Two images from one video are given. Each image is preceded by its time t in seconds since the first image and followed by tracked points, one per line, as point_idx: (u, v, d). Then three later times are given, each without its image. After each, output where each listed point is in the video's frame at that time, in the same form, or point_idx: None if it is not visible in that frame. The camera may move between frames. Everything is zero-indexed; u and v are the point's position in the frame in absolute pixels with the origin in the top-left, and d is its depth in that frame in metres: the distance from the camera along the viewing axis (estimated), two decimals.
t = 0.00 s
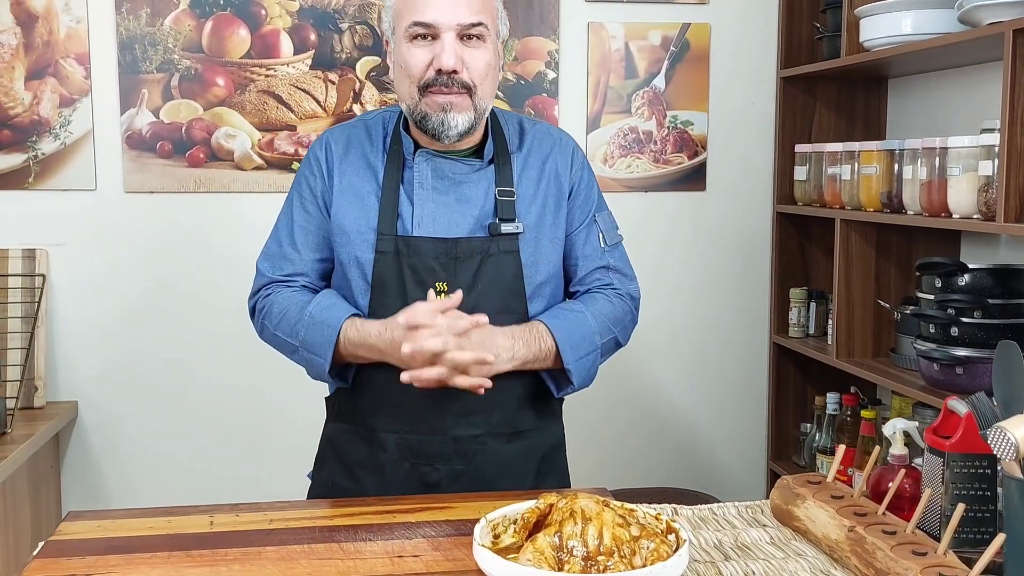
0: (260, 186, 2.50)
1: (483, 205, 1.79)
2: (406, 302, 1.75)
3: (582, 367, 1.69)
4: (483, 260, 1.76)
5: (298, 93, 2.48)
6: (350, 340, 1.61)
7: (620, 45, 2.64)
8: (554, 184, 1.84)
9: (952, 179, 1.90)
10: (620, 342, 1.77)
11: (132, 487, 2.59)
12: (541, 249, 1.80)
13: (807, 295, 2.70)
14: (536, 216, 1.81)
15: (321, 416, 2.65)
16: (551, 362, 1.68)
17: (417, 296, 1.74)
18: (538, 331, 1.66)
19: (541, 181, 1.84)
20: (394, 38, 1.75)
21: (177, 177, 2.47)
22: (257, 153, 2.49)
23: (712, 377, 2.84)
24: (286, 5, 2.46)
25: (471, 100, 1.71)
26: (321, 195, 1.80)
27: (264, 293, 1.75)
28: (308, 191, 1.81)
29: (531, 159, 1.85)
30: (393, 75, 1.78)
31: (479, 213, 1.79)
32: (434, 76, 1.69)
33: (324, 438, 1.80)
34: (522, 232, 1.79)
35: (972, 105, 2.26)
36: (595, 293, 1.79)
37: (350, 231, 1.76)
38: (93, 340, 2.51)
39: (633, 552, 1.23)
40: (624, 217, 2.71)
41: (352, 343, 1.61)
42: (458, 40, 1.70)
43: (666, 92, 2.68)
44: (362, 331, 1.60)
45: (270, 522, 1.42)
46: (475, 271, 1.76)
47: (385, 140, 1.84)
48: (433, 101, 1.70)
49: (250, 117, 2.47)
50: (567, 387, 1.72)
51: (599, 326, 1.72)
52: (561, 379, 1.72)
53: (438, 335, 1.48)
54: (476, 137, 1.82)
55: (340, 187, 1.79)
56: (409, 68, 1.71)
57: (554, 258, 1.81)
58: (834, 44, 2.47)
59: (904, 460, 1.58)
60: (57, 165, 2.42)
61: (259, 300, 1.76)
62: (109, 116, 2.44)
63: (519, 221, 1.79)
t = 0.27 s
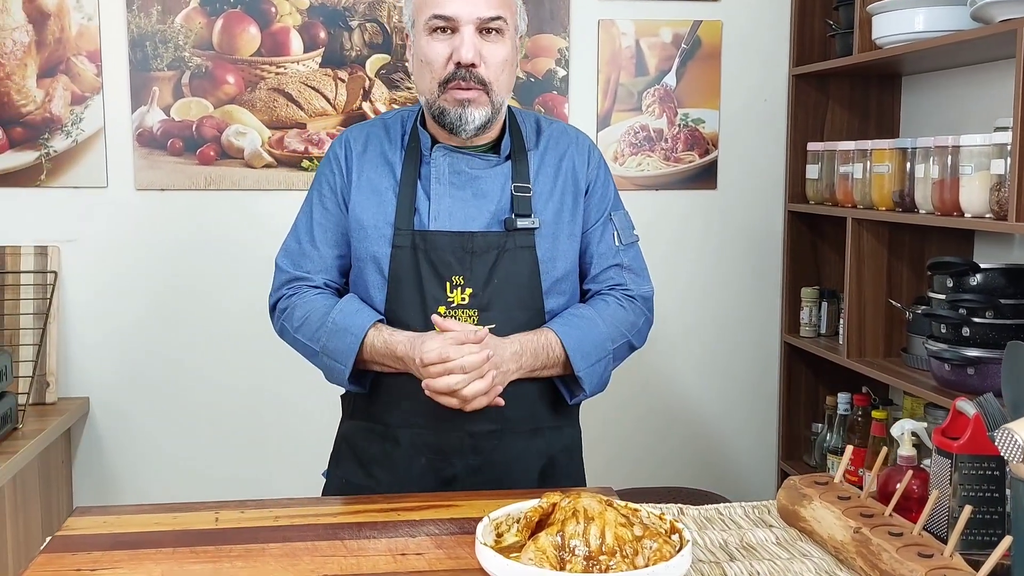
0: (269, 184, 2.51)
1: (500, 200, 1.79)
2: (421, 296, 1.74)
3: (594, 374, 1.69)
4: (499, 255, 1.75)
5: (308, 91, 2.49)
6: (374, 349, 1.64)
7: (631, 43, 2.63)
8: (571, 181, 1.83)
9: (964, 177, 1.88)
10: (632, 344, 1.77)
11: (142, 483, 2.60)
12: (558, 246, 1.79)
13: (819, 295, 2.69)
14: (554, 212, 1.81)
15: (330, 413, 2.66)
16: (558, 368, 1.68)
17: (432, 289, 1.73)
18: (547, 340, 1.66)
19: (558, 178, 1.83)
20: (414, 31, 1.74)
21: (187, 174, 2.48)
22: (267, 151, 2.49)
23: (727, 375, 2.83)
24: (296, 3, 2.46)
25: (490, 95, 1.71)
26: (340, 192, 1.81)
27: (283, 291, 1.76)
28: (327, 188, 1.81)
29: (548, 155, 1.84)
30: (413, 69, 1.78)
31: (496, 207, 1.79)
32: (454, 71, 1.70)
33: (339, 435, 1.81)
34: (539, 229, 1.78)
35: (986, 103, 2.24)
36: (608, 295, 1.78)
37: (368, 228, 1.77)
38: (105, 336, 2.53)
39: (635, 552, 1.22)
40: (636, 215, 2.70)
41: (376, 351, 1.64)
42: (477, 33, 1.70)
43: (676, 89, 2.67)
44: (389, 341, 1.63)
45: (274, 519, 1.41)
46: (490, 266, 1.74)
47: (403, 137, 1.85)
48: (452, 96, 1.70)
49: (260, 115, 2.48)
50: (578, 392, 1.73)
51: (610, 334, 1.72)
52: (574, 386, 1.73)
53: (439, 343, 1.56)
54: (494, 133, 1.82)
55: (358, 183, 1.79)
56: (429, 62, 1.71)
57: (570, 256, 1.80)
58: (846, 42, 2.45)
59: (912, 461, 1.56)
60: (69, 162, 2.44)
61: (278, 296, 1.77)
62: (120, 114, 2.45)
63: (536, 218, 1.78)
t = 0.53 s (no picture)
0: (277, 181, 2.51)
1: (514, 194, 1.78)
2: (432, 287, 1.74)
3: (601, 370, 1.68)
4: (511, 248, 1.74)
5: (315, 88, 2.49)
6: (385, 337, 1.64)
7: (639, 40, 2.61)
8: (584, 179, 1.83)
9: (973, 175, 1.86)
10: (642, 343, 1.76)
11: (150, 479, 2.61)
12: (569, 241, 1.79)
13: (828, 293, 2.67)
14: (566, 208, 1.81)
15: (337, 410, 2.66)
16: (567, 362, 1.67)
17: (444, 279, 1.73)
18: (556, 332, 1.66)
19: (572, 175, 1.83)
20: (426, 31, 1.73)
21: (195, 171, 2.48)
22: (274, 148, 2.49)
23: (738, 372, 2.83)
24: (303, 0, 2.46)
25: (504, 93, 1.71)
26: (354, 184, 1.81)
27: (295, 279, 1.76)
28: (341, 179, 1.82)
29: (563, 153, 1.85)
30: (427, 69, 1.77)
31: (509, 201, 1.78)
32: (466, 73, 1.69)
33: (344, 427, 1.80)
34: (551, 223, 1.78)
35: (997, 100, 2.21)
36: (618, 292, 1.78)
37: (381, 218, 1.77)
38: (114, 331, 2.54)
39: (635, 552, 1.21)
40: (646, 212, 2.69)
41: (386, 339, 1.63)
42: (489, 34, 1.68)
43: (685, 86, 2.65)
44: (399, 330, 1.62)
45: (276, 515, 1.41)
46: (502, 258, 1.74)
47: (419, 131, 1.85)
48: (467, 97, 1.70)
49: (267, 112, 2.48)
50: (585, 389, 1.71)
51: (619, 330, 1.71)
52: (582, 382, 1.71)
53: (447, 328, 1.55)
54: (511, 127, 1.83)
55: (372, 175, 1.80)
56: (441, 64, 1.70)
57: (581, 252, 1.80)
58: (856, 38, 2.43)
59: (917, 462, 1.55)
60: (78, 159, 2.45)
61: (290, 284, 1.77)
62: (129, 111, 2.46)
63: (549, 212, 1.78)
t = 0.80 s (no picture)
0: (279, 178, 2.51)
1: (517, 191, 1.78)
2: (434, 284, 1.73)
3: (602, 368, 1.68)
4: (514, 246, 1.73)
5: (318, 85, 2.49)
6: (386, 334, 1.64)
7: (642, 37, 2.61)
8: (587, 178, 1.83)
9: (977, 173, 1.86)
10: (643, 342, 1.75)
11: (152, 475, 2.62)
12: (571, 240, 1.79)
13: (832, 292, 2.66)
14: (568, 206, 1.80)
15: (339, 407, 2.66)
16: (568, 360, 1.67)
17: (446, 276, 1.72)
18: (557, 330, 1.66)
19: (575, 174, 1.83)
20: (431, 26, 1.73)
21: (198, 169, 2.48)
22: (277, 145, 2.49)
23: (743, 371, 2.82)
24: None
25: (507, 89, 1.70)
26: (356, 180, 1.81)
27: (297, 276, 1.75)
28: (343, 175, 1.81)
29: (565, 151, 1.84)
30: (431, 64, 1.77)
31: (512, 198, 1.78)
32: (469, 68, 1.68)
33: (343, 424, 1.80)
34: (554, 221, 1.77)
35: (1002, 98, 2.20)
36: (620, 291, 1.77)
37: (384, 215, 1.76)
38: (118, 328, 2.54)
39: (631, 551, 1.21)
40: (650, 209, 2.68)
41: (388, 335, 1.63)
42: (493, 29, 1.68)
43: (688, 84, 2.64)
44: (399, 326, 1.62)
45: (273, 513, 1.41)
46: (505, 256, 1.73)
47: (422, 128, 1.85)
48: (469, 92, 1.69)
49: (270, 110, 2.48)
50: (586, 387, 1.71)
51: (620, 328, 1.70)
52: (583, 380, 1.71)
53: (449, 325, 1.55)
54: (513, 125, 1.82)
55: (375, 171, 1.79)
56: (444, 58, 1.70)
57: (583, 251, 1.80)
58: (859, 36, 2.42)
59: (917, 462, 1.54)
60: (81, 156, 2.45)
61: (291, 280, 1.76)
62: (131, 108, 2.46)
63: (552, 210, 1.78)
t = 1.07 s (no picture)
0: (284, 177, 2.51)
1: (517, 189, 1.78)
2: (434, 282, 1.73)
3: (603, 367, 1.68)
4: (514, 245, 1.74)
5: (322, 84, 2.49)
6: (387, 332, 1.64)
7: (647, 36, 2.60)
8: (588, 177, 1.83)
9: (981, 173, 1.85)
10: (643, 341, 1.75)
11: (157, 472, 2.63)
12: (571, 239, 1.79)
13: (837, 291, 2.65)
14: (569, 205, 1.80)
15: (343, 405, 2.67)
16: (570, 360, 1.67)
17: (446, 275, 1.73)
18: (557, 328, 1.66)
19: (576, 172, 1.83)
20: (431, 25, 1.73)
21: (203, 167, 2.49)
22: (281, 143, 2.50)
23: (747, 370, 2.81)
24: None
25: (507, 88, 1.71)
26: (357, 178, 1.81)
27: (299, 274, 1.75)
28: (344, 173, 1.82)
29: (565, 150, 1.84)
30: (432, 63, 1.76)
31: (513, 197, 1.78)
32: (470, 66, 1.68)
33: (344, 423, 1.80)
34: (555, 219, 1.77)
35: (1008, 98, 2.19)
36: (621, 290, 1.77)
37: (385, 213, 1.77)
38: (123, 325, 2.55)
39: (628, 551, 1.21)
40: (654, 208, 2.68)
41: (388, 334, 1.64)
42: (494, 28, 1.68)
43: (693, 83, 2.64)
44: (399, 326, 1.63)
45: (273, 511, 1.42)
46: (506, 255, 1.73)
47: (422, 127, 1.85)
48: (470, 91, 1.70)
49: (275, 108, 2.49)
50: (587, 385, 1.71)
51: (621, 327, 1.70)
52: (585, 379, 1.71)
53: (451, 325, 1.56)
54: (513, 124, 1.81)
55: (376, 170, 1.79)
56: (444, 57, 1.69)
57: (583, 250, 1.79)
58: (865, 35, 2.42)
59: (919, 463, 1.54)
60: (87, 154, 2.46)
61: (293, 279, 1.77)
62: (137, 106, 2.47)
63: (552, 209, 1.77)
